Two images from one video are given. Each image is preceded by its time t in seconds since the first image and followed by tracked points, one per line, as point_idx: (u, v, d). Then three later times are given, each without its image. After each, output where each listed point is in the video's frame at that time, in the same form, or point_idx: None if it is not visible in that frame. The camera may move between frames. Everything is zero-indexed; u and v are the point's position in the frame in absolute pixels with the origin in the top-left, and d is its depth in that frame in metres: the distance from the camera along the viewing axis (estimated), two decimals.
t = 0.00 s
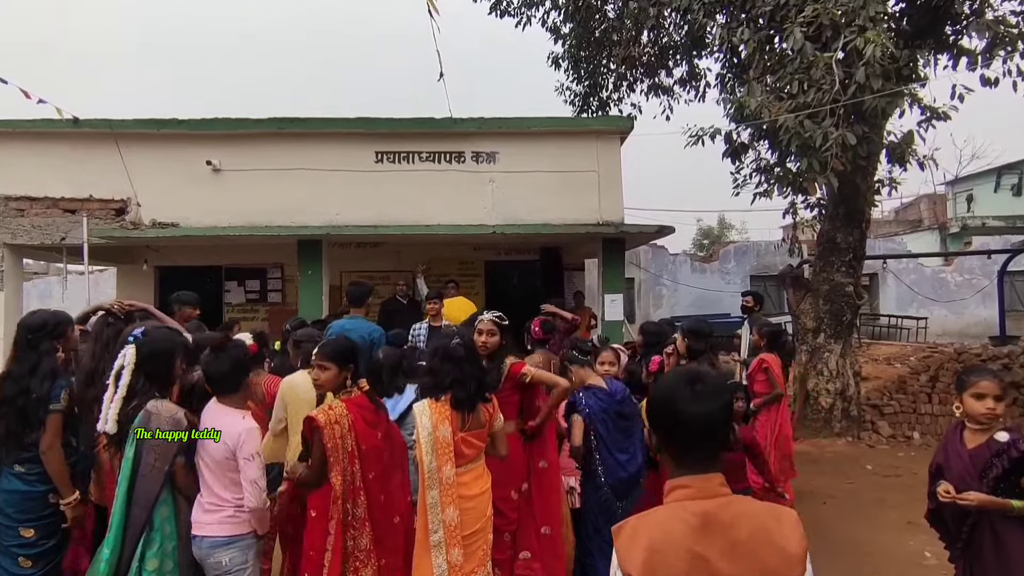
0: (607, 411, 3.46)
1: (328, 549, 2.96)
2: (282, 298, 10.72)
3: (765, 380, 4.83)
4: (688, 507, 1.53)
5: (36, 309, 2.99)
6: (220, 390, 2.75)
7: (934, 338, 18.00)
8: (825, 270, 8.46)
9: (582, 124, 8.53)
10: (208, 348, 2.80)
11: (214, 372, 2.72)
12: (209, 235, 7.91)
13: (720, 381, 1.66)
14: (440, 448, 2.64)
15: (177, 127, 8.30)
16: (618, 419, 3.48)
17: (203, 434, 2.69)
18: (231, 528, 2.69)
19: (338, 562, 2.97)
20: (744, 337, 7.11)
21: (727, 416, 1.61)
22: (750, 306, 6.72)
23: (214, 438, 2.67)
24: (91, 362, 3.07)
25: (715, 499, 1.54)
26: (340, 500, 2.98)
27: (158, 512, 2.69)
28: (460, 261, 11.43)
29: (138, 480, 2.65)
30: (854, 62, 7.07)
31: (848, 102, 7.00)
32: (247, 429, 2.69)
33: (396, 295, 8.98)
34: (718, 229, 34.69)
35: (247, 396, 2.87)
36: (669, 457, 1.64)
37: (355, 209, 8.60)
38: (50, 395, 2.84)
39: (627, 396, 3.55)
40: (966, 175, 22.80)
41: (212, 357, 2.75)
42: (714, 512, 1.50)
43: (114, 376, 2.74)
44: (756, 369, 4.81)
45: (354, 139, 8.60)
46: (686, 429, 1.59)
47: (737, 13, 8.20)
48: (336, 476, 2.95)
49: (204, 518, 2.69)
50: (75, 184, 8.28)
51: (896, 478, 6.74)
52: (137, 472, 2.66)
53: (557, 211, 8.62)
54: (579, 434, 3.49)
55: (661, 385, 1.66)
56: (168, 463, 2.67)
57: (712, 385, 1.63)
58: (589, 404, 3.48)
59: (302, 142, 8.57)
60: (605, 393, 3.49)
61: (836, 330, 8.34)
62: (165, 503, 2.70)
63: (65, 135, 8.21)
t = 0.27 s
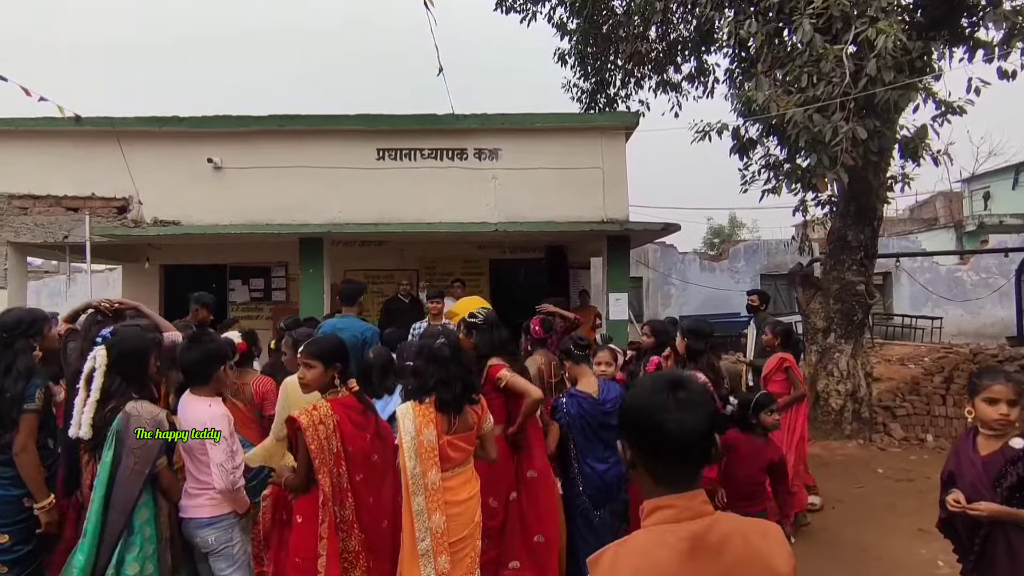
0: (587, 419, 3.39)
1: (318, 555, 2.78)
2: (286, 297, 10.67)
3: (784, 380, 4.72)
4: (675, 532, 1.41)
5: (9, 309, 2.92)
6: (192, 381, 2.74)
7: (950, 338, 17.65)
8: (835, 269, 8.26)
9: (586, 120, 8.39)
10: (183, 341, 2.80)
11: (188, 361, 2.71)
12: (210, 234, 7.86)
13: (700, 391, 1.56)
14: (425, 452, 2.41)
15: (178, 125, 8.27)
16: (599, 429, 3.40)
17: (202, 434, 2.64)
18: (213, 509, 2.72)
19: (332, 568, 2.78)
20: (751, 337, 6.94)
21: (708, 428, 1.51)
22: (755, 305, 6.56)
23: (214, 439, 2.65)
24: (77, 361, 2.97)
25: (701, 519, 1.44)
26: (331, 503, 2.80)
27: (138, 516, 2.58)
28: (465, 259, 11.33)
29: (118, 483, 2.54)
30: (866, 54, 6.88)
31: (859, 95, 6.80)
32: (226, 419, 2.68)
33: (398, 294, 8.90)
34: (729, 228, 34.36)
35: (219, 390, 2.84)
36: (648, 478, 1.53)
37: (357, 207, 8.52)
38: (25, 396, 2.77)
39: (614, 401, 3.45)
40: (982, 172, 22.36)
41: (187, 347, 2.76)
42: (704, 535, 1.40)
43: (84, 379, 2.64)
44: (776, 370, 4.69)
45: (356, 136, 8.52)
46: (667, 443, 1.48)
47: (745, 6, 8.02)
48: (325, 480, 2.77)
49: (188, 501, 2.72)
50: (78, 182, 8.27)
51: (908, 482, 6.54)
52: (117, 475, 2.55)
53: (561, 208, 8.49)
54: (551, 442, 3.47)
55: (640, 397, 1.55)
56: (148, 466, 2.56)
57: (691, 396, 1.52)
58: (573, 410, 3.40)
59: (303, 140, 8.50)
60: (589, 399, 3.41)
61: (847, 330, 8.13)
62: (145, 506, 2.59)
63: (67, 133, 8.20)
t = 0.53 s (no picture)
0: (576, 427, 3.38)
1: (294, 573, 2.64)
2: (289, 301, 10.59)
3: (801, 388, 4.60)
4: (669, 562, 1.25)
5: None
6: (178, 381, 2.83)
7: (966, 345, 17.26)
8: (846, 273, 8.04)
9: (590, 122, 8.25)
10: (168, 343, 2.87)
11: (172, 361, 2.79)
12: (209, 237, 7.80)
13: (701, 407, 1.44)
14: (402, 463, 2.27)
15: (179, 128, 8.23)
16: (587, 437, 3.40)
17: (201, 433, 2.74)
18: (203, 511, 2.79)
19: None
20: (758, 343, 6.75)
21: (708, 449, 1.38)
22: (758, 310, 6.38)
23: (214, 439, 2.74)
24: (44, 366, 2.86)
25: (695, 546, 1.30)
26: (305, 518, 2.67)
27: (111, 528, 2.45)
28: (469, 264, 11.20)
29: (91, 493, 2.39)
30: (877, 51, 6.69)
31: (870, 94, 6.61)
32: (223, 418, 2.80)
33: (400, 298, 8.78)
34: (739, 233, 34.07)
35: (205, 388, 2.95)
36: (636, 487, 1.38)
37: (358, 210, 8.43)
38: None
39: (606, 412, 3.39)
40: (999, 176, 21.95)
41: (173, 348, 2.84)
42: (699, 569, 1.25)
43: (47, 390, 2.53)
44: (791, 376, 4.56)
45: (356, 139, 8.44)
46: (662, 459, 1.35)
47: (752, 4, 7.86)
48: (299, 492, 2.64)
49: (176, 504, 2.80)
50: (79, 185, 8.24)
51: (923, 494, 6.30)
52: (89, 484, 2.40)
53: (564, 211, 8.35)
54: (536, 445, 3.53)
55: (634, 403, 1.43)
56: (126, 472, 2.44)
57: (692, 411, 1.41)
58: (562, 415, 3.43)
59: (304, 142, 8.43)
60: (579, 408, 3.38)
61: (859, 336, 7.90)
62: (117, 517, 2.46)
63: (68, 136, 8.18)
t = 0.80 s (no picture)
0: (573, 448, 3.15)
1: None
2: (291, 309, 10.49)
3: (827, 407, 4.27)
4: None
5: None
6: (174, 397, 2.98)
7: (983, 354, 16.83)
8: (858, 281, 7.79)
9: (594, 127, 8.09)
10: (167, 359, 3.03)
11: (169, 378, 2.95)
12: (207, 245, 7.71)
13: (724, 457, 1.48)
14: (374, 491, 2.10)
15: (178, 135, 8.16)
16: (585, 458, 3.18)
17: (202, 434, 2.92)
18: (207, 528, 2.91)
19: None
20: (766, 353, 6.53)
21: (732, 503, 1.43)
22: (765, 319, 6.18)
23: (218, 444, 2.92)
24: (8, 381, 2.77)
25: None
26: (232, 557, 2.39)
27: (58, 560, 2.31)
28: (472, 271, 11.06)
29: (37, 523, 2.26)
30: (889, 52, 6.47)
31: (882, 96, 6.39)
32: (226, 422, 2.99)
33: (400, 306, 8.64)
34: (750, 239, 33.69)
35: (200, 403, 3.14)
36: (654, 540, 1.44)
37: (358, 218, 8.32)
38: None
39: (606, 431, 3.17)
40: (1016, 181, 21.48)
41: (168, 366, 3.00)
42: None
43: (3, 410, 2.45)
44: (813, 395, 4.26)
45: (357, 145, 8.33)
46: (685, 514, 1.39)
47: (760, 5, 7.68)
48: (225, 525, 2.39)
49: (176, 523, 2.87)
50: (79, 193, 8.19)
51: (940, 512, 6.04)
52: (35, 512, 2.27)
53: (567, 218, 8.18)
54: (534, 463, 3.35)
55: (652, 456, 1.45)
56: (76, 500, 2.31)
57: (715, 459, 1.46)
58: (558, 436, 3.18)
59: (304, 149, 8.33)
60: (577, 429, 3.13)
61: (872, 346, 7.64)
62: (66, 548, 2.32)
63: (68, 144, 8.14)
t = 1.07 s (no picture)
0: (570, 454, 2.99)
1: None
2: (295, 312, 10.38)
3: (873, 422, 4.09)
4: None
5: None
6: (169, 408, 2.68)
7: (1002, 356, 16.43)
8: (872, 281, 7.56)
9: (598, 125, 7.93)
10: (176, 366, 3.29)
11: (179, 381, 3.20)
12: (207, 248, 7.64)
13: (752, 477, 1.33)
14: (338, 508, 1.94)
15: (178, 138, 8.11)
16: (582, 467, 2.99)
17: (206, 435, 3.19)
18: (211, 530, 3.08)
19: None
20: (775, 357, 6.33)
21: (762, 530, 1.29)
22: (772, 322, 5.99)
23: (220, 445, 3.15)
24: None
25: None
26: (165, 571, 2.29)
27: None
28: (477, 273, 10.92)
29: None
30: (901, 45, 6.27)
31: (894, 91, 6.19)
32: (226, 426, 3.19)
33: (402, 309, 8.52)
34: (761, 239, 33.30)
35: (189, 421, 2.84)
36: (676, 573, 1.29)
37: (359, 220, 8.21)
38: None
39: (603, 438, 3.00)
40: None
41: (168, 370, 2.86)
42: None
43: None
44: (862, 411, 4.06)
45: (357, 146, 8.23)
46: (711, 543, 1.23)
47: None
48: (161, 539, 2.30)
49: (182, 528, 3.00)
50: (80, 197, 8.17)
51: (958, 522, 5.81)
52: None
53: (571, 219, 8.03)
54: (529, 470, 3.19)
55: (674, 480, 1.28)
56: (33, 520, 2.21)
57: (745, 484, 1.30)
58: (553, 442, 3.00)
59: (304, 151, 8.25)
60: (573, 434, 2.98)
61: (886, 349, 7.41)
62: (20, 571, 2.20)
63: (69, 148, 8.12)
